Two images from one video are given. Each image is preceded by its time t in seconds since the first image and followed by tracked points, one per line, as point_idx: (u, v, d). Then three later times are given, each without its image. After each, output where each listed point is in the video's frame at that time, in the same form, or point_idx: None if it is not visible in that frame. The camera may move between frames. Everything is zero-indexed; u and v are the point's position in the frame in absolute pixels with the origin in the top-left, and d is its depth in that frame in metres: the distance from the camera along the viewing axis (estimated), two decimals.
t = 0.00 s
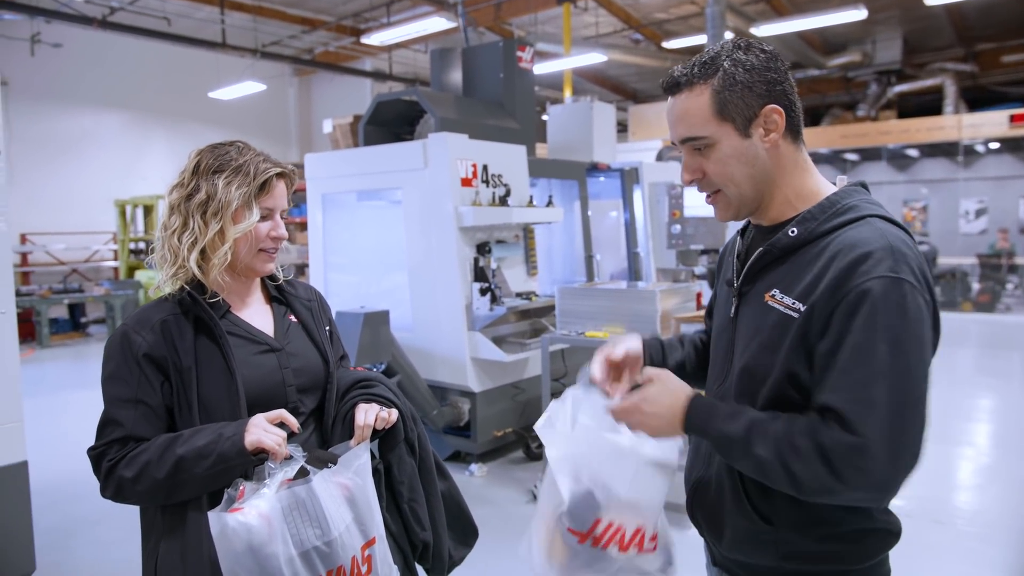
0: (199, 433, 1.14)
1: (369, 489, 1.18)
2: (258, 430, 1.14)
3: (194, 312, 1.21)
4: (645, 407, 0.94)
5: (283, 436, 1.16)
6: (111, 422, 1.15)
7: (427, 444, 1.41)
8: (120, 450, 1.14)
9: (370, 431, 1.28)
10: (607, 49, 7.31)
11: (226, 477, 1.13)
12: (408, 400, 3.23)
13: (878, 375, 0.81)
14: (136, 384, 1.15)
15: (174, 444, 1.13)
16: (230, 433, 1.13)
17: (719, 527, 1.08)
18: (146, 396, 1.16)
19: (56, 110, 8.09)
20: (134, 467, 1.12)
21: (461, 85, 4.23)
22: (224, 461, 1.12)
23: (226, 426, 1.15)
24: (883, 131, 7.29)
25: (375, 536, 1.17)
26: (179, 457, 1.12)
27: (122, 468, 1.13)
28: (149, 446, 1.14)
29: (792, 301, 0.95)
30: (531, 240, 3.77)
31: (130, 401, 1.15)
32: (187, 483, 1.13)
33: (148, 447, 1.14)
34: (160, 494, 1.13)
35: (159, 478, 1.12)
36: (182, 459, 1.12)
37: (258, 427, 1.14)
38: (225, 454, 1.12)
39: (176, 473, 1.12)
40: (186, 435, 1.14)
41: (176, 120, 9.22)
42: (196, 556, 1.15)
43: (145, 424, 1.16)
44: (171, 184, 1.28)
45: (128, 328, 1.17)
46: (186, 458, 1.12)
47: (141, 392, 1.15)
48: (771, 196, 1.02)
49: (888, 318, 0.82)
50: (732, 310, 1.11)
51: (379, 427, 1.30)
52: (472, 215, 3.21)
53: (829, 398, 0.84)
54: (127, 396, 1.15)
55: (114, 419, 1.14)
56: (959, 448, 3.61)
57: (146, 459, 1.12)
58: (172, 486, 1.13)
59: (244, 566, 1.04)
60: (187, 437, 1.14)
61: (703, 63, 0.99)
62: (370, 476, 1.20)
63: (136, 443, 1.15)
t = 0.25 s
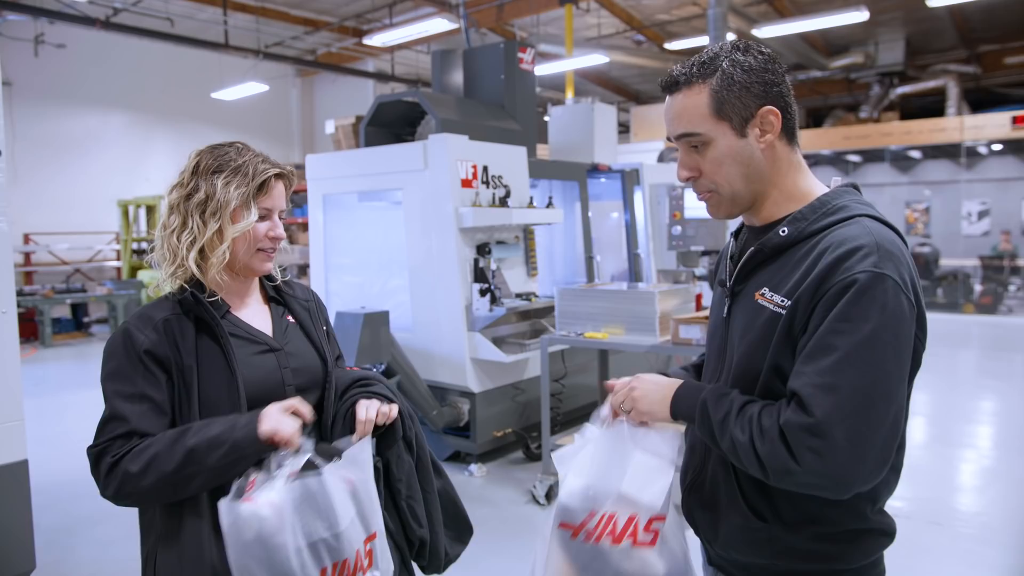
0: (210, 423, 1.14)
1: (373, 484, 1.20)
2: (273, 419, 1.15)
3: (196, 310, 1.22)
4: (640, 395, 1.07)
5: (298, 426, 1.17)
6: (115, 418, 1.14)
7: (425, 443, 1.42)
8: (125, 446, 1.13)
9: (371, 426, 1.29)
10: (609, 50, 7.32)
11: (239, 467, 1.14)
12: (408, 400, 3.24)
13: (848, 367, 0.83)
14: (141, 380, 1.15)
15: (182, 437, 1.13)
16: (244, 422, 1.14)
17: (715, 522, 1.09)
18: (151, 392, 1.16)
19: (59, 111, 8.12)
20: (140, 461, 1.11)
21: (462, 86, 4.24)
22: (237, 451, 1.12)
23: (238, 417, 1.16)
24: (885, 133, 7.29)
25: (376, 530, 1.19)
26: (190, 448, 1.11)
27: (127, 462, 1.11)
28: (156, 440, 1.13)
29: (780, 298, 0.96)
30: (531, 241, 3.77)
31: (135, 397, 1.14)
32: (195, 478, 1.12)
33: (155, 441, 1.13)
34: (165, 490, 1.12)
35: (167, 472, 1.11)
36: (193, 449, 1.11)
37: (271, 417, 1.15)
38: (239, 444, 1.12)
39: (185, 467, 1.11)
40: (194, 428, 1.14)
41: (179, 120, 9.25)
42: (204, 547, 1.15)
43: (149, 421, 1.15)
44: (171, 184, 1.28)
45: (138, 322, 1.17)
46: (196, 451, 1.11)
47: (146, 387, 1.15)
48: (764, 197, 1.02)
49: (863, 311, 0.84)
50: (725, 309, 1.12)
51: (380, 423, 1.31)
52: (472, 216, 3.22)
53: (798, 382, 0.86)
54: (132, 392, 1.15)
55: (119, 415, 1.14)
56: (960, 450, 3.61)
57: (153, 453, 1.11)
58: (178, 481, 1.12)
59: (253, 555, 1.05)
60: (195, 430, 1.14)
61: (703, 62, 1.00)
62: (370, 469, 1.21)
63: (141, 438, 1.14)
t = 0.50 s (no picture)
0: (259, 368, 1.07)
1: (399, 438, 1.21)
2: (331, 351, 1.10)
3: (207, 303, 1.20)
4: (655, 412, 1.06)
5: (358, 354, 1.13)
6: (147, 384, 1.06)
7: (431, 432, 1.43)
8: (162, 407, 1.04)
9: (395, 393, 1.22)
10: (614, 52, 7.32)
11: (294, 408, 1.06)
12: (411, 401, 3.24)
13: (850, 363, 0.84)
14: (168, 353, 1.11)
15: (230, 383, 1.05)
16: (300, 359, 1.07)
17: (713, 522, 1.09)
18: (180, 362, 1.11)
19: (66, 112, 8.16)
20: (185, 412, 1.02)
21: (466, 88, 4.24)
22: (295, 385, 1.05)
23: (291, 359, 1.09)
24: (890, 134, 7.28)
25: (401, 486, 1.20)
26: (243, 390, 1.03)
27: (170, 415, 1.02)
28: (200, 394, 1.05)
29: (780, 298, 0.96)
30: (534, 242, 3.78)
31: (165, 365, 1.09)
32: (248, 424, 1.03)
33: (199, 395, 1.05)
34: (213, 442, 1.02)
35: (218, 418, 1.02)
36: (247, 392, 1.04)
37: (330, 348, 1.10)
38: (299, 377, 1.05)
39: (238, 410, 1.03)
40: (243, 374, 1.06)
41: (185, 122, 9.29)
42: (228, 540, 1.09)
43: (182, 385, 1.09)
44: (176, 183, 1.27)
45: (157, 304, 1.13)
46: (250, 392, 1.04)
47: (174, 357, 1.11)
48: (764, 197, 1.02)
49: (864, 308, 0.85)
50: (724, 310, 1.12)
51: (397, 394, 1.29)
52: (475, 218, 3.23)
53: (799, 378, 0.87)
54: (159, 363, 1.09)
55: (153, 380, 1.06)
56: (967, 452, 3.60)
57: (200, 403, 1.03)
58: (229, 428, 1.02)
59: (295, 487, 1.06)
60: (244, 375, 1.06)
61: (699, 66, 1.00)
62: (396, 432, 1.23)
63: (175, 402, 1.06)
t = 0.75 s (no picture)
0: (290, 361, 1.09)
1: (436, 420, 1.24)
2: (359, 345, 1.17)
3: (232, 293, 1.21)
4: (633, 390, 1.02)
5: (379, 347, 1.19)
6: (179, 373, 1.07)
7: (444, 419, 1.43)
8: (195, 394, 1.05)
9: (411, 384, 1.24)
10: (621, 53, 7.32)
11: (326, 397, 1.10)
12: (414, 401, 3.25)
13: (841, 378, 0.83)
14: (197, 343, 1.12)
15: (264, 372, 1.07)
16: (332, 353, 1.12)
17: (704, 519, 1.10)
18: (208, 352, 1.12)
19: (75, 112, 8.21)
20: (219, 400, 1.03)
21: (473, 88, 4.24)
22: (328, 375, 1.10)
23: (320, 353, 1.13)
24: (898, 136, 7.25)
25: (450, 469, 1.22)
26: (276, 380, 1.06)
27: (204, 402, 1.03)
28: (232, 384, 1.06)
29: (767, 302, 0.97)
30: (538, 243, 3.79)
31: (193, 354, 1.10)
32: (280, 413, 1.06)
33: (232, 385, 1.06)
34: (246, 432, 1.03)
35: (251, 405, 1.03)
36: (280, 381, 1.06)
37: (354, 344, 1.17)
38: (333, 366, 1.10)
39: (270, 399, 1.05)
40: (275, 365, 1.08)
41: (193, 122, 9.33)
42: (260, 527, 1.09)
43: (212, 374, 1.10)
44: (193, 177, 1.27)
45: (181, 297, 1.15)
46: (283, 383, 1.06)
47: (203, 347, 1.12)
48: (760, 196, 1.02)
49: (849, 326, 0.84)
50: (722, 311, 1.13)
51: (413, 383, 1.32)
52: (479, 218, 3.23)
53: (792, 395, 0.86)
54: (187, 351, 1.10)
55: (184, 369, 1.07)
56: (974, 456, 3.58)
57: (233, 391, 1.04)
58: (261, 416, 1.04)
59: (362, 489, 1.11)
60: (276, 366, 1.08)
61: (699, 64, 1.01)
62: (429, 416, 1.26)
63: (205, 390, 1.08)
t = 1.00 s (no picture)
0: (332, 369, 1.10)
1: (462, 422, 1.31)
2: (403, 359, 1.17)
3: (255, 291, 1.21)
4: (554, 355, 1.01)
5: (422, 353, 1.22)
6: (214, 370, 1.07)
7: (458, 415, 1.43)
8: (233, 394, 1.05)
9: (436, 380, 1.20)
10: (627, 54, 7.31)
11: (366, 410, 1.10)
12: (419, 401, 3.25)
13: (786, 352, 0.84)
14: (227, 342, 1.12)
15: (306, 379, 1.07)
16: (379, 364, 1.13)
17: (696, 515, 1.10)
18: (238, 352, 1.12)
19: (85, 112, 8.27)
20: (260, 405, 1.03)
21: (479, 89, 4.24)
22: (371, 390, 1.10)
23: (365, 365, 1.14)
24: (906, 138, 7.22)
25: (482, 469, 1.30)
26: (319, 390, 1.06)
27: (245, 406, 1.03)
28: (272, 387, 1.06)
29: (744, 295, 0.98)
30: (544, 244, 3.79)
31: (225, 354, 1.10)
32: (320, 422, 1.06)
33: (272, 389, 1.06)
34: (288, 438, 1.04)
35: (293, 413, 1.04)
36: (322, 393, 1.06)
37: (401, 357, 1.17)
38: (377, 380, 1.11)
39: (313, 408, 1.06)
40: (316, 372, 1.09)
41: (201, 122, 9.38)
42: (289, 526, 1.10)
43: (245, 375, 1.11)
44: (208, 178, 1.27)
45: (206, 297, 1.14)
46: (323, 394, 1.06)
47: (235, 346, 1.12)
48: (755, 197, 1.02)
49: (806, 306, 0.85)
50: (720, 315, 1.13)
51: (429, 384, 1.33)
52: (485, 219, 3.24)
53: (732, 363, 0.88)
54: (217, 350, 1.10)
55: (219, 367, 1.07)
56: (982, 459, 3.56)
57: (276, 397, 1.04)
58: (304, 424, 1.05)
59: (424, 501, 1.19)
60: (317, 374, 1.09)
61: (696, 66, 1.01)
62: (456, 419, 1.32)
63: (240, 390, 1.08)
